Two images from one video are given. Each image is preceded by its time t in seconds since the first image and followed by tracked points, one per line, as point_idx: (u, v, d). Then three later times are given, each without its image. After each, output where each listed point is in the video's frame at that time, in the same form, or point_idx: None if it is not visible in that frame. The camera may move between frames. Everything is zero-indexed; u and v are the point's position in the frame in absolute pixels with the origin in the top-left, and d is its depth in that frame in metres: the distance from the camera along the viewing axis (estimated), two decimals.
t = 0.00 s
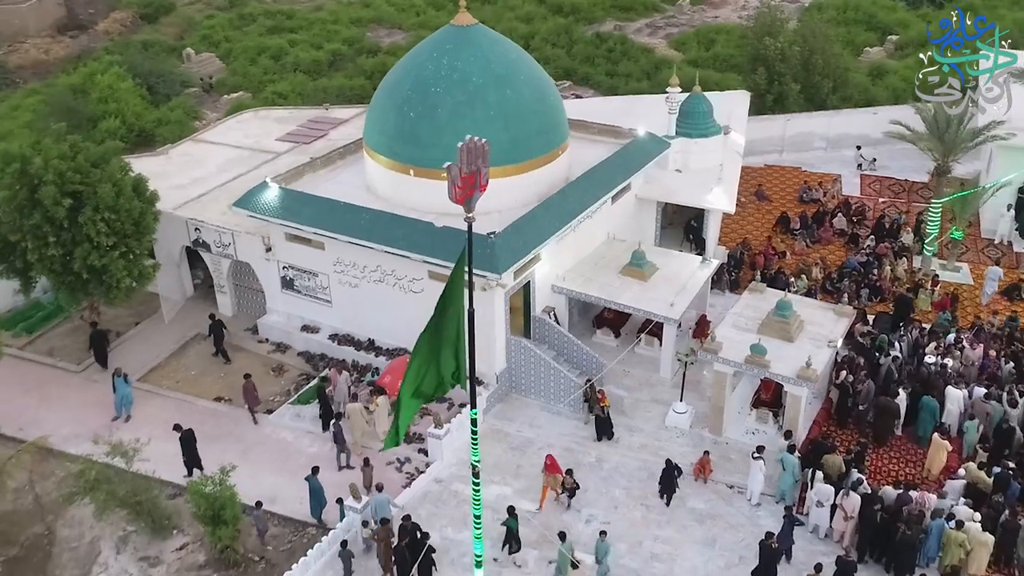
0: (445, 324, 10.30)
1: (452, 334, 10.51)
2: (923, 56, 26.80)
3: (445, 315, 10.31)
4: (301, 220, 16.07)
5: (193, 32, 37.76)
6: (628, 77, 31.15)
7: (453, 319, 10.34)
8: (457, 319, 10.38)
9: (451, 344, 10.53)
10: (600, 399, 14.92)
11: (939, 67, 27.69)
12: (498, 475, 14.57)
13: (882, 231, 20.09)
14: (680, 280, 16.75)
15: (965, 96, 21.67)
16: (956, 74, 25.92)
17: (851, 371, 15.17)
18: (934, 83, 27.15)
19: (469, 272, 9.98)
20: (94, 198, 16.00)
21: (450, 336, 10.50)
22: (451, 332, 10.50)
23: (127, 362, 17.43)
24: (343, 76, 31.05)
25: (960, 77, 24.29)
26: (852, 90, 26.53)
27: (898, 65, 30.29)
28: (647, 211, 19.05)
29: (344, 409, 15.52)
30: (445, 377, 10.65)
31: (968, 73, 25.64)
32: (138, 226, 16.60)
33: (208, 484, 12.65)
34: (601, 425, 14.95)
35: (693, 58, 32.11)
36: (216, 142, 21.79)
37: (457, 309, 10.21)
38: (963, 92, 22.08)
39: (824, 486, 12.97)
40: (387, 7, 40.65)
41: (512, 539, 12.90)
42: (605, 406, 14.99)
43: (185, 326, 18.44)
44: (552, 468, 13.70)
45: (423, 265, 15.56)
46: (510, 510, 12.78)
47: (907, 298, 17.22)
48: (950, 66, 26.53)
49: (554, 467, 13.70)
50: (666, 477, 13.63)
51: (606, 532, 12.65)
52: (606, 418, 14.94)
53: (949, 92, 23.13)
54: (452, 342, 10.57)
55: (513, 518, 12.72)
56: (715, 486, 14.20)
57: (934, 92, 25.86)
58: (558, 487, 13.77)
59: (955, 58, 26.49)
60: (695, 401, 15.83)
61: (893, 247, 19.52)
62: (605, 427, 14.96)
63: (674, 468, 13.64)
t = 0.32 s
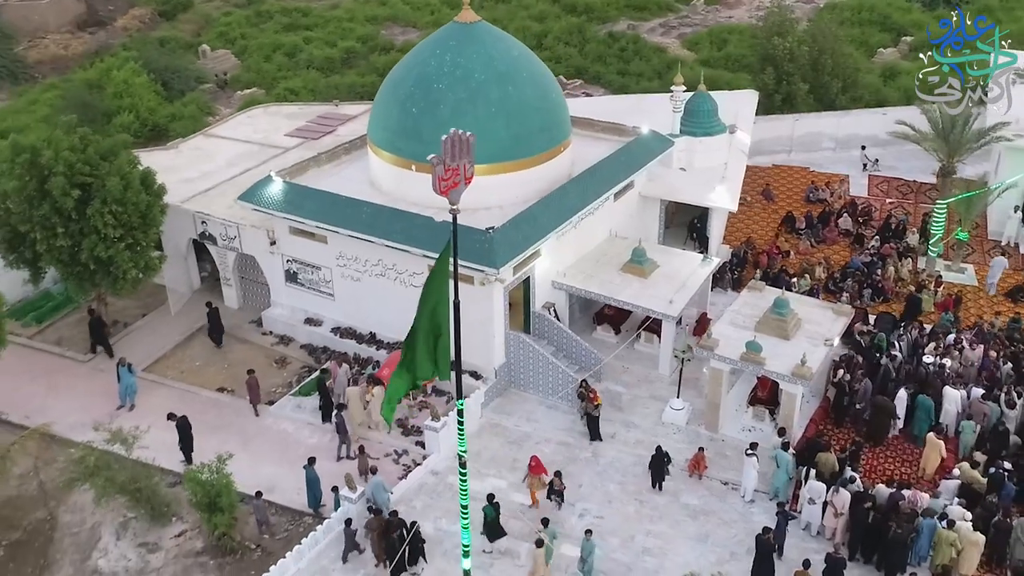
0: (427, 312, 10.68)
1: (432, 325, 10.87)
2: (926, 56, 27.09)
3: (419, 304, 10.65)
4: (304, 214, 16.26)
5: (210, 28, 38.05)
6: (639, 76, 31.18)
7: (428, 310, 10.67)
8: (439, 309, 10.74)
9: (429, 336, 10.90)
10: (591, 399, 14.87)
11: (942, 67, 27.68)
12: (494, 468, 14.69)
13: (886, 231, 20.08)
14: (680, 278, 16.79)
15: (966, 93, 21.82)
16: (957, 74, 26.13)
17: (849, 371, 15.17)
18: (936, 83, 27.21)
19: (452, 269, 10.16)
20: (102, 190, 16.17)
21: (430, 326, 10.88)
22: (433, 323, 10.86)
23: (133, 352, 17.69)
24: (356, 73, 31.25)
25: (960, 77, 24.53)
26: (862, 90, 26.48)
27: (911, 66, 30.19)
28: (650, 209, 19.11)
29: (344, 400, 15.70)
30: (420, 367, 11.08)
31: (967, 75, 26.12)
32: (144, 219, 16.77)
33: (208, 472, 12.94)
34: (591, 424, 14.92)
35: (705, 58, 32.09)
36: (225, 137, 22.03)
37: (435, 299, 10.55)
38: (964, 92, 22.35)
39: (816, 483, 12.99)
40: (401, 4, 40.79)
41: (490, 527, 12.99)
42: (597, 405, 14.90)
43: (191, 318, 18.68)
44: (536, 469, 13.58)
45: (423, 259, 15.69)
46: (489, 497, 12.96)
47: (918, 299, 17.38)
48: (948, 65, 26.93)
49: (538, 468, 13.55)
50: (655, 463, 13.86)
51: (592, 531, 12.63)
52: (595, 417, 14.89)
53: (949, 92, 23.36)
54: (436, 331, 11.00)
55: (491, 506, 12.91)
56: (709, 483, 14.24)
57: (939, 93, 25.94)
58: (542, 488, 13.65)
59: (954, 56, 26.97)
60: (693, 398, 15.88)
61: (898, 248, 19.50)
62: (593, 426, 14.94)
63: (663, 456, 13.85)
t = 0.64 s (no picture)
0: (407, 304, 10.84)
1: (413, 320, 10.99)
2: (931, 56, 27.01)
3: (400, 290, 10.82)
4: (304, 209, 16.41)
5: (223, 25, 38.30)
6: (647, 76, 31.19)
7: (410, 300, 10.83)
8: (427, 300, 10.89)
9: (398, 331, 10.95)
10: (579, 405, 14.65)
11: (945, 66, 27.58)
12: (486, 462, 14.78)
13: (889, 232, 20.03)
14: (677, 275, 16.82)
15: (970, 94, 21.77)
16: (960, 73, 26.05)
17: (844, 370, 15.14)
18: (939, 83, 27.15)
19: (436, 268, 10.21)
20: (104, 184, 16.32)
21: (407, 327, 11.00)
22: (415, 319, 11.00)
23: (135, 344, 17.90)
24: (365, 71, 31.41)
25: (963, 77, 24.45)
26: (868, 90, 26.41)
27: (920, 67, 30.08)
28: (651, 207, 19.17)
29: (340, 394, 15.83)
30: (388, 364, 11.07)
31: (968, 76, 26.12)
32: (146, 212, 16.92)
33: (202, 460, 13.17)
34: (581, 431, 14.74)
35: (713, 58, 32.06)
36: (231, 133, 22.23)
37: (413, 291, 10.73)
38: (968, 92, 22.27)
39: (804, 481, 13.00)
40: (412, 3, 40.93)
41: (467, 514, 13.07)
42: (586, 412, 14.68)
43: (193, 311, 18.88)
44: (518, 475, 13.41)
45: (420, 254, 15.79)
46: (469, 485, 13.02)
47: (925, 296, 17.42)
48: (950, 66, 26.85)
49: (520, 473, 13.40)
50: (644, 452, 13.97)
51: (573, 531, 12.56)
52: (584, 424, 14.69)
53: (952, 93, 23.28)
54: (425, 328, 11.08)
55: (469, 493, 12.96)
56: (700, 479, 14.28)
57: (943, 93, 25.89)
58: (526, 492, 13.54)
59: (956, 57, 26.89)
60: (688, 395, 15.90)
61: (899, 249, 19.46)
62: (583, 432, 14.77)
63: (653, 445, 13.96)
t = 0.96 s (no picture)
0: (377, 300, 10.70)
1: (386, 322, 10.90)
2: (931, 56, 26.92)
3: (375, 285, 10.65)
4: (294, 205, 16.51)
5: (228, 23, 38.42)
6: (648, 76, 31.15)
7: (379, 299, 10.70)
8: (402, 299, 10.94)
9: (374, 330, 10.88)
10: (558, 410, 14.66)
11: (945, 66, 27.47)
12: (472, 459, 14.81)
13: (884, 231, 19.97)
14: (667, 273, 16.82)
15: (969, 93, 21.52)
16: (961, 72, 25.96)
17: (831, 369, 15.11)
18: (940, 83, 27.11)
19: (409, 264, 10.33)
20: (96, 179, 16.40)
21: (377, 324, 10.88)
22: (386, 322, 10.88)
23: (128, 338, 18.02)
24: (367, 69, 31.50)
25: (963, 77, 24.36)
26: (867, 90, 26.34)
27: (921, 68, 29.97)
28: (643, 206, 19.16)
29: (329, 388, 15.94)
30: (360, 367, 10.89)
31: (968, 76, 26.00)
32: (138, 208, 17.00)
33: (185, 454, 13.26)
34: (559, 435, 14.78)
35: (715, 58, 32.02)
36: (228, 130, 22.35)
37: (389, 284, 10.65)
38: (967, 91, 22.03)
39: (786, 479, 12.99)
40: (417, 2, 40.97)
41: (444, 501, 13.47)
42: (565, 416, 14.69)
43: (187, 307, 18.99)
44: (494, 477, 13.33)
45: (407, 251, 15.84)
46: (442, 474, 13.35)
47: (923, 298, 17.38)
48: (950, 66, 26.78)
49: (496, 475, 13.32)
50: (629, 442, 14.28)
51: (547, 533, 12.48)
52: (563, 428, 14.72)
53: (952, 93, 23.16)
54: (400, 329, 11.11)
55: (441, 481, 13.33)
56: (684, 477, 14.27)
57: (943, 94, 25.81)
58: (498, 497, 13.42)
59: (957, 57, 26.81)
60: (676, 394, 15.90)
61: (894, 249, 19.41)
62: (562, 436, 14.79)
63: (637, 435, 14.23)
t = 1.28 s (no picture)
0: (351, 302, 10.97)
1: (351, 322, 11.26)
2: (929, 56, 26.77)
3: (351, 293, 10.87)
4: (277, 203, 16.55)
5: (228, 22, 38.47)
6: (645, 76, 31.08)
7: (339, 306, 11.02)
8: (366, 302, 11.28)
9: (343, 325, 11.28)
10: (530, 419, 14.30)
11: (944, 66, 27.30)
12: (450, 457, 14.76)
13: (873, 232, 19.86)
14: (651, 273, 16.77)
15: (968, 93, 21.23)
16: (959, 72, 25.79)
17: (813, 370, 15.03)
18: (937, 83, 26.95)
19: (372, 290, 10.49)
20: (79, 175, 16.44)
21: (337, 319, 11.32)
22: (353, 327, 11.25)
23: (114, 334, 18.06)
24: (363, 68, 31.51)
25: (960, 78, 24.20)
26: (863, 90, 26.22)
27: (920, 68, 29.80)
28: (631, 205, 19.11)
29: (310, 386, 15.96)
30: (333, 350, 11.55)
31: (966, 76, 25.83)
32: (122, 204, 17.03)
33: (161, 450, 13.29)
34: (531, 444, 14.51)
35: (713, 58, 31.92)
36: (219, 128, 22.38)
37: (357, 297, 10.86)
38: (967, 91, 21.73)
39: (762, 479, 12.94)
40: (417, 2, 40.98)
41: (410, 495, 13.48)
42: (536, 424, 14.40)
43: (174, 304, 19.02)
44: (461, 482, 13.15)
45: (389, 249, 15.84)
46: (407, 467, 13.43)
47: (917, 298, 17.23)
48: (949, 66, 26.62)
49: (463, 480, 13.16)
50: (608, 433, 14.31)
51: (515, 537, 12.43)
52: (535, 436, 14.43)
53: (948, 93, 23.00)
54: (370, 321, 11.57)
55: (408, 474, 13.35)
56: (663, 477, 14.22)
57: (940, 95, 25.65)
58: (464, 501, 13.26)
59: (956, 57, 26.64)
60: (658, 393, 15.85)
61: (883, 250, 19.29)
62: (534, 445, 14.51)
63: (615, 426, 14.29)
